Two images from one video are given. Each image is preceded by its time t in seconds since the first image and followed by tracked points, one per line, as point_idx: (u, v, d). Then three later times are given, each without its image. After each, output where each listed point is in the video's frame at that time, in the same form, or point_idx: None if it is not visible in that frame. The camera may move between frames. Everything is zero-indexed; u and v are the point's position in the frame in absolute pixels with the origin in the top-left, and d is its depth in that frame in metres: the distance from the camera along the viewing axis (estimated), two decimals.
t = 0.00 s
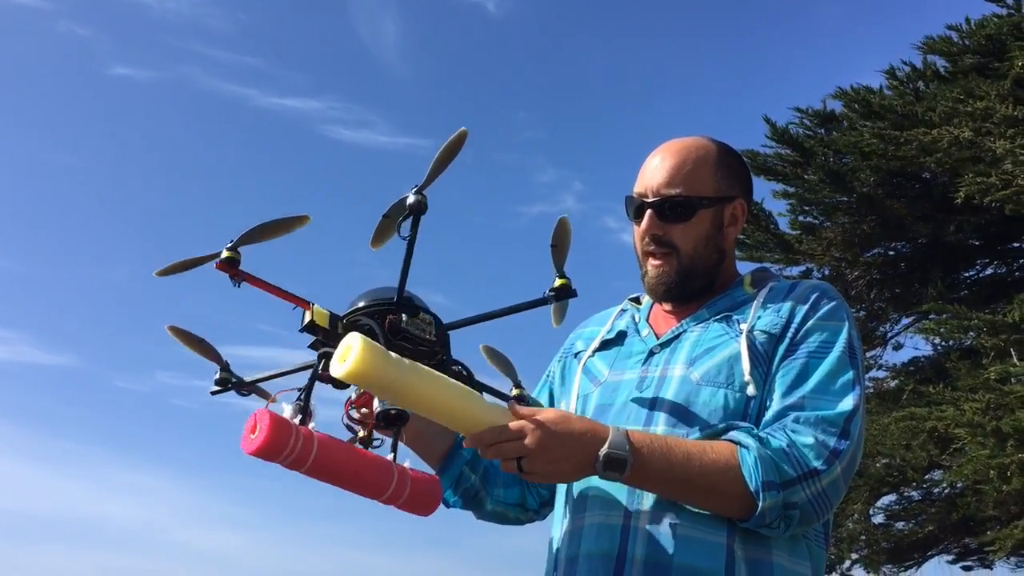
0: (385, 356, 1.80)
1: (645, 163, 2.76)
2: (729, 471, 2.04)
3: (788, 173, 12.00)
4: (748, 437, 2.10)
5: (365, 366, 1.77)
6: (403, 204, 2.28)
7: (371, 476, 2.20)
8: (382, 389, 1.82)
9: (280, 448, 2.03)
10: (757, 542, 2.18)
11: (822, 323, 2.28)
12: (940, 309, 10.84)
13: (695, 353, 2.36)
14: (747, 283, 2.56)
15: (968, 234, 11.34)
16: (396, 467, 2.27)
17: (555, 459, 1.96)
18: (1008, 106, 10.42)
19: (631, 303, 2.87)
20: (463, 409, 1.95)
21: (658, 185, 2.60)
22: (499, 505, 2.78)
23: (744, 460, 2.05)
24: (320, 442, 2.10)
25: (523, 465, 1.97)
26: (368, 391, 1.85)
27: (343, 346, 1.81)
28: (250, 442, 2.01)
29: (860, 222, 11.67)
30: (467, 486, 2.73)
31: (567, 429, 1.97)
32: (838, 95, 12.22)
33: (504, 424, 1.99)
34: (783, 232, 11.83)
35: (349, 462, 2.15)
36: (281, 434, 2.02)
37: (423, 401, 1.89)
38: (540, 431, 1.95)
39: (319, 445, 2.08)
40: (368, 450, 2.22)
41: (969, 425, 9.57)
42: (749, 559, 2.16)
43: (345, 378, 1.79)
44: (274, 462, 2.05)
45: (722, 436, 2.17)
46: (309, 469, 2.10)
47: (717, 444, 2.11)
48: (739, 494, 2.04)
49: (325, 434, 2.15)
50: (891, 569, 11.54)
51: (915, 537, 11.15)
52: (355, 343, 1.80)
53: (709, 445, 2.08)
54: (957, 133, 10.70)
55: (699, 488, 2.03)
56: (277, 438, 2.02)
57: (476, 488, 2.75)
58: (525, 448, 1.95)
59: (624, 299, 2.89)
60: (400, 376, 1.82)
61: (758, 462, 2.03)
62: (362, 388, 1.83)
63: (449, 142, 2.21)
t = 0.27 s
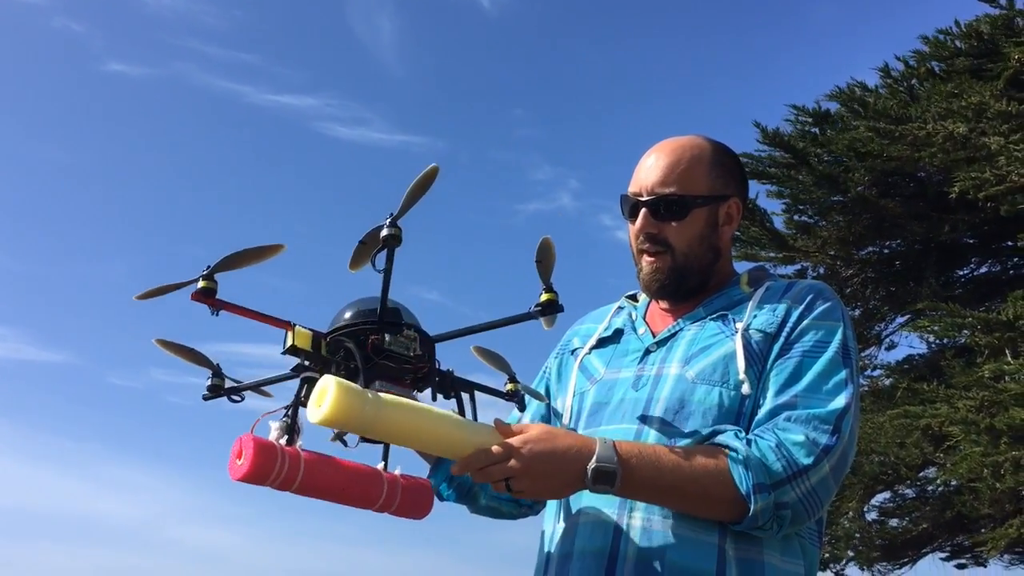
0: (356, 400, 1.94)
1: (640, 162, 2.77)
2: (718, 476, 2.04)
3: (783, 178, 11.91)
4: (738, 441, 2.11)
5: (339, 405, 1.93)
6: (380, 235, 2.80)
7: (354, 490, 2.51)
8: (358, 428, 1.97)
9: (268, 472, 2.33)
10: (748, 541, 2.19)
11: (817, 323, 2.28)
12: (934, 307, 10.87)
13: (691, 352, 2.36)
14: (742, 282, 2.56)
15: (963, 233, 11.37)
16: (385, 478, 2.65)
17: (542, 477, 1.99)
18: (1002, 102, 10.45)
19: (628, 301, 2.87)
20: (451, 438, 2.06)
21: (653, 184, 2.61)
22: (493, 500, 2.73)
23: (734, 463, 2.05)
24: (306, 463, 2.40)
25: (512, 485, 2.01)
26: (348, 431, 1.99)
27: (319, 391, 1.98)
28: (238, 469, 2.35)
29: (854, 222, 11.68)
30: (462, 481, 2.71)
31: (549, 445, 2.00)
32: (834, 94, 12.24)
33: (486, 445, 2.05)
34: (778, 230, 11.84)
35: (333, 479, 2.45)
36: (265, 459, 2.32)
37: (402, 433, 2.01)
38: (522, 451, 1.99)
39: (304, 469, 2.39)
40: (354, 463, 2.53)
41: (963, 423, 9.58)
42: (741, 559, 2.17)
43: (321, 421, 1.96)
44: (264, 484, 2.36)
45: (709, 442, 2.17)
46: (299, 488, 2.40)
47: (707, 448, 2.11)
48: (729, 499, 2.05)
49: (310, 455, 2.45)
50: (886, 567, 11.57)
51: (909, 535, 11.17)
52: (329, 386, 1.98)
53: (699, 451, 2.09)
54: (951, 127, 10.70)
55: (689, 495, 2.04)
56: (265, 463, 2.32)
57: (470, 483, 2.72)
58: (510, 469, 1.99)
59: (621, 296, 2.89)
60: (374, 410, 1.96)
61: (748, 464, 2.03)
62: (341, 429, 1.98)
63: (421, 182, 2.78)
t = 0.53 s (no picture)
0: (343, 422, 1.92)
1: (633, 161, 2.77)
2: (715, 471, 2.05)
3: (779, 176, 11.95)
4: (735, 435, 2.11)
5: (327, 429, 1.92)
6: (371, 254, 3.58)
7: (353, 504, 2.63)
8: (349, 449, 1.96)
9: (262, 484, 2.52)
10: (746, 538, 2.19)
11: (814, 320, 2.28)
12: (929, 305, 10.89)
13: (688, 349, 2.36)
14: (739, 279, 2.56)
15: (959, 232, 11.39)
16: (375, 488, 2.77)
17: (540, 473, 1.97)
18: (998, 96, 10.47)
19: (624, 298, 2.87)
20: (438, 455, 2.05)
21: (647, 184, 2.60)
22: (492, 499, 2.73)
23: (730, 458, 2.05)
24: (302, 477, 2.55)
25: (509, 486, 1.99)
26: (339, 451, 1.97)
27: (305, 413, 1.96)
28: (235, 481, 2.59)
29: (850, 220, 11.69)
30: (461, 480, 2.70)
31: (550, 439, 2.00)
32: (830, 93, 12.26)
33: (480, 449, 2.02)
34: (774, 228, 11.85)
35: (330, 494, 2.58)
36: (259, 475, 2.52)
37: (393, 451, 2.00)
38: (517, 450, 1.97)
39: (295, 479, 2.52)
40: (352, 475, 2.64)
41: (958, 420, 9.60)
42: (738, 557, 2.17)
43: (310, 443, 1.94)
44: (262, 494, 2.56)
45: (707, 436, 2.17)
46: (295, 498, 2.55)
47: (703, 444, 2.12)
48: (726, 493, 2.05)
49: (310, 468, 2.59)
50: (882, 564, 11.60)
51: (904, 532, 11.20)
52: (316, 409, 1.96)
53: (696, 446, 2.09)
54: (947, 120, 10.70)
55: (686, 490, 2.04)
56: (259, 479, 2.52)
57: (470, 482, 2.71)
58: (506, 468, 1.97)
59: (617, 293, 2.89)
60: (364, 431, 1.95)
61: (744, 459, 2.04)
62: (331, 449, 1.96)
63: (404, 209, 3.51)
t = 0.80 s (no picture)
0: (344, 444, 1.91)
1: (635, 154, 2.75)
2: (704, 453, 2.04)
3: (778, 172, 11.97)
4: (726, 421, 2.11)
5: (327, 454, 1.91)
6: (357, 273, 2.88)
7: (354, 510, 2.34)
8: (350, 470, 1.96)
9: (262, 503, 2.21)
10: (741, 529, 2.18)
11: (811, 313, 2.28)
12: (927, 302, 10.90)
13: (686, 343, 2.35)
14: (738, 275, 2.55)
15: (957, 229, 11.40)
16: (383, 492, 2.43)
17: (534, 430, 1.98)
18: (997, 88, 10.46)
19: (622, 293, 2.86)
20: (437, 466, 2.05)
21: (652, 177, 2.59)
22: (496, 498, 2.74)
23: (720, 442, 2.05)
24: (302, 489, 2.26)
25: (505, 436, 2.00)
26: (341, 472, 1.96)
27: (305, 437, 1.95)
28: (233, 502, 2.25)
29: (848, 217, 11.67)
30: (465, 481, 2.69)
31: (549, 396, 1.99)
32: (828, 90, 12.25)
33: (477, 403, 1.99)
34: (772, 225, 11.86)
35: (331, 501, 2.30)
36: (257, 491, 2.21)
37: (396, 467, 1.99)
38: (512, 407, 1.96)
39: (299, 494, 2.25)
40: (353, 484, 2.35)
41: (956, 417, 9.60)
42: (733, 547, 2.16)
43: (311, 467, 1.94)
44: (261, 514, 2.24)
45: (701, 421, 2.17)
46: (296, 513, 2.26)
47: (696, 427, 2.11)
48: (715, 475, 2.04)
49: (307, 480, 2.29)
50: (879, 561, 11.61)
51: (902, 528, 11.22)
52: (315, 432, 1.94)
53: (688, 429, 2.09)
54: (946, 114, 10.72)
55: (674, 469, 2.04)
56: (258, 495, 2.20)
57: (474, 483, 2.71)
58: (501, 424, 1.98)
59: (615, 288, 2.88)
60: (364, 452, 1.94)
61: (734, 444, 2.03)
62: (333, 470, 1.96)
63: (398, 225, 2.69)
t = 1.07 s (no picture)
0: (338, 473, 1.90)
1: (646, 138, 2.70)
2: (689, 432, 2.04)
3: (780, 166, 11.95)
4: (714, 401, 2.11)
5: (323, 482, 1.90)
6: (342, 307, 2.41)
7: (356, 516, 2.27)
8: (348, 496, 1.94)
9: (262, 515, 2.16)
10: (735, 514, 2.18)
11: (808, 301, 2.27)
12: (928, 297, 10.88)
13: (687, 333, 2.34)
14: (739, 268, 2.54)
15: (959, 224, 11.39)
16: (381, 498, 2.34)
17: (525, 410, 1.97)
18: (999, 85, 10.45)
19: (622, 286, 2.85)
20: (436, 490, 2.03)
21: (689, 156, 2.54)
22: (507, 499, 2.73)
23: (707, 420, 2.05)
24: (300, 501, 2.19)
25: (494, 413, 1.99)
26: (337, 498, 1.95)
27: (301, 467, 1.94)
28: (232, 516, 2.20)
29: (850, 212, 11.66)
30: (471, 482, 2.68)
31: (536, 371, 1.98)
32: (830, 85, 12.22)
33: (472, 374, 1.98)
34: (773, 221, 11.83)
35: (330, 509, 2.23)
36: (255, 506, 2.14)
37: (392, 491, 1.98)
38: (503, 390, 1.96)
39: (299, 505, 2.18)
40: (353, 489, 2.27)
41: (956, 413, 9.60)
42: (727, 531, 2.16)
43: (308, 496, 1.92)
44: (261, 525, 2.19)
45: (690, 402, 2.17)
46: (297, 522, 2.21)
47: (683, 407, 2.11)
48: (701, 453, 2.03)
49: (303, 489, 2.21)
50: (879, 555, 11.62)
51: (901, 523, 11.22)
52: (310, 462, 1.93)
53: (675, 408, 2.08)
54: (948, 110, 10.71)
55: (658, 446, 2.03)
56: (254, 510, 2.14)
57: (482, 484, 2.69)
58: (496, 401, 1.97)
59: (614, 281, 2.87)
60: (360, 477, 1.93)
61: (720, 421, 2.03)
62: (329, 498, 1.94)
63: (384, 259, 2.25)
